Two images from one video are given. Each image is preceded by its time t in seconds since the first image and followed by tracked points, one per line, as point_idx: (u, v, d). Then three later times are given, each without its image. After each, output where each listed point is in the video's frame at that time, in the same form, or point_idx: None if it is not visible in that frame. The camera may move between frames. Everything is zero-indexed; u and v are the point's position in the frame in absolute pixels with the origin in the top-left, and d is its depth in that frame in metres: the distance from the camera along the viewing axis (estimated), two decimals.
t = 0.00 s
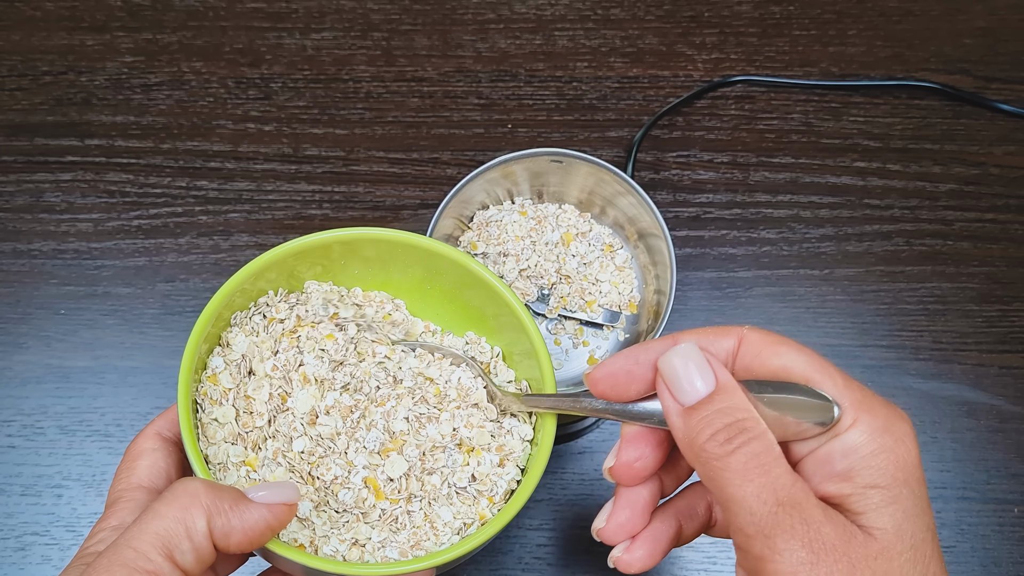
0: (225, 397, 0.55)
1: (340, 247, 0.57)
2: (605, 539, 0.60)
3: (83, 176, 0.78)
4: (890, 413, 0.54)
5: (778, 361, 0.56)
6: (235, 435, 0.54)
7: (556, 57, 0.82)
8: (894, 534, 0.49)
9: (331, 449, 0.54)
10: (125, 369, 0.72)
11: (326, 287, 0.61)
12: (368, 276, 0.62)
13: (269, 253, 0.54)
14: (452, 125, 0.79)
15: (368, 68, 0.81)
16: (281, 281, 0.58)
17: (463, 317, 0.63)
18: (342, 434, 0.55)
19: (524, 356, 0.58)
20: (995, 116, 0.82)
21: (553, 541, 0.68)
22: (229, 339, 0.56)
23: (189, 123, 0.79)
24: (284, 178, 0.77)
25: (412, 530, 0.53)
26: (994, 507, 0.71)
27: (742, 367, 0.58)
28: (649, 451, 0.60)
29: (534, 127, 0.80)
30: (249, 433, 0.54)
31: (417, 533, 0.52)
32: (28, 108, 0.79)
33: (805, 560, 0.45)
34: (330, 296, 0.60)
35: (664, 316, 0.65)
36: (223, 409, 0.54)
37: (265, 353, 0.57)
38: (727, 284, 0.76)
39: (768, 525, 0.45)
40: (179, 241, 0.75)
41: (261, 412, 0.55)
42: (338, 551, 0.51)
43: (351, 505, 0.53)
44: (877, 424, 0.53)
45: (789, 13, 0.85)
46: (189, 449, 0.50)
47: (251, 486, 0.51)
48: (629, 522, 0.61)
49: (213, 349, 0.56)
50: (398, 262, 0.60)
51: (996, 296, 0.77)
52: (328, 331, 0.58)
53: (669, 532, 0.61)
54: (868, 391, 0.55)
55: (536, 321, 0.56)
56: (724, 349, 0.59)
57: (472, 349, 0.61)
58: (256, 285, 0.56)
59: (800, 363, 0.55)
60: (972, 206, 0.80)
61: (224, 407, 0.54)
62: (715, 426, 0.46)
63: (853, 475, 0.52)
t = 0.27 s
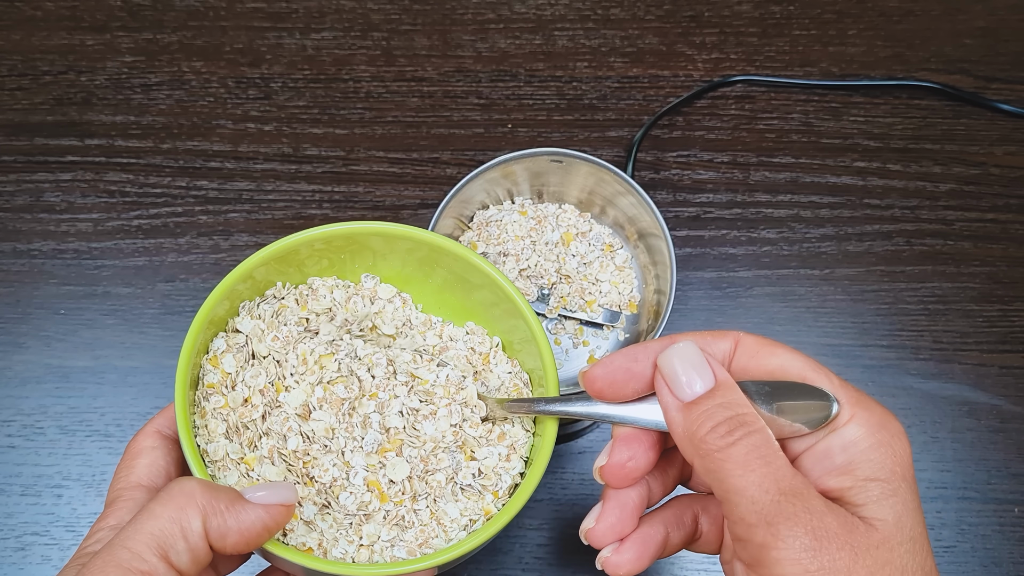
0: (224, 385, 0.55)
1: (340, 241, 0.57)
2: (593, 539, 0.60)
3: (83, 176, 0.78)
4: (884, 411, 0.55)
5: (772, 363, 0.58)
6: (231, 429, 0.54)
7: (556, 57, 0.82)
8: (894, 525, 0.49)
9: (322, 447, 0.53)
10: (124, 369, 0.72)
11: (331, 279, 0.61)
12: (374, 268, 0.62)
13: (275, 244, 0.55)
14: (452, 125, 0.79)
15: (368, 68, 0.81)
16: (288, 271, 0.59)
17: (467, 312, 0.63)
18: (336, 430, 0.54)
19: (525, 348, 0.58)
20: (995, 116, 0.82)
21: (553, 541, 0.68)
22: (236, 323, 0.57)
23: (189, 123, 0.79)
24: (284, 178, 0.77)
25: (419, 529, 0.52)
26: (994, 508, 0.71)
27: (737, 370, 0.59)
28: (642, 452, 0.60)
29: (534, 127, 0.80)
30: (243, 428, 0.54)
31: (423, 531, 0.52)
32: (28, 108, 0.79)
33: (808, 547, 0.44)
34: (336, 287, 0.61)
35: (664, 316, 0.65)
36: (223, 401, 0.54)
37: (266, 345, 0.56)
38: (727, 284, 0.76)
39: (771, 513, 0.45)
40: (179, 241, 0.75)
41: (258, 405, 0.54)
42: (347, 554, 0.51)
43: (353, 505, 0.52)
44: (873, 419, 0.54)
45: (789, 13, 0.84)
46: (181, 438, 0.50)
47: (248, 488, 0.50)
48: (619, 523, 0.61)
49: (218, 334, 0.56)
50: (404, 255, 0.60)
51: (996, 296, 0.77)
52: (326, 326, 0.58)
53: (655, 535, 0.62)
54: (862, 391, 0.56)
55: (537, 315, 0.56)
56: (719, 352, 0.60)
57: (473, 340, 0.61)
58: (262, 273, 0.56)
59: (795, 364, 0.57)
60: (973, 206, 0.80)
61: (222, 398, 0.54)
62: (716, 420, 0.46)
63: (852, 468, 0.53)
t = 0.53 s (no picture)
0: (228, 388, 0.55)
1: (341, 245, 0.58)
2: (610, 516, 0.60)
3: (83, 176, 0.78)
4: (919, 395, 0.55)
5: (806, 345, 0.57)
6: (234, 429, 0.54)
7: (556, 57, 0.82)
8: (930, 512, 0.49)
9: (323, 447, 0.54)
10: (124, 369, 0.72)
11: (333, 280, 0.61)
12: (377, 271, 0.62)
13: (276, 248, 0.55)
14: (452, 125, 0.79)
15: (368, 68, 0.81)
16: (290, 275, 0.59)
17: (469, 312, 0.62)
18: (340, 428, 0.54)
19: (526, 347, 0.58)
20: (995, 116, 0.82)
21: (553, 541, 0.68)
22: (240, 326, 0.57)
23: (189, 123, 0.79)
24: (284, 179, 0.77)
25: (419, 528, 0.53)
26: (994, 508, 0.71)
27: (768, 350, 0.59)
28: (667, 431, 0.59)
29: (533, 127, 0.80)
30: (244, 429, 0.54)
31: (423, 531, 0.53)
32: (28, 108, 0.79)
33: (842, 531, 0.44)
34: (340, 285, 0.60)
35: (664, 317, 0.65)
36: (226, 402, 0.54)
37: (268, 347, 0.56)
38: (727, 285, 0.76)
39: (805, 495, 0.44)
40: (179, 241, 0.75)
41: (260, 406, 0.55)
42: (347, 554, 0.51)
43: (354, 504, 0.52)
44: (910, 405, 0.53)
45: (789, 13, 0.84)
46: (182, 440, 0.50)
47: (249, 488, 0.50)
48: (639, 502, 0.60)
49: (224, 338, 0.57)
50: (405, 258, 0.60)
51: (996, 296, 0.77)
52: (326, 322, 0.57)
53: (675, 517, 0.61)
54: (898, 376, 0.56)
55: (534, 314, 0.56)
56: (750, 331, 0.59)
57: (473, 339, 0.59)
58: (264, 276, 0.57)
59: (829, 346, 0.57)
60: (972, 206, 0.80)
61: (225, 399, 0.54)
62: (750, 396, 0.47)
63: (888, 453, 0.52)
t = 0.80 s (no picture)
0: (232, 390, 0.55)
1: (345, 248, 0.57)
2: (647, 481, 0.61)
3: (83, 176, 0.78)
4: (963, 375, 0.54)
5: (852, 321, 0.57)
6: (239, 430, 0.54)
7: (556, 57, 0.82)
8: (974, 491, 0.49)
9: (327, 449, 0.54)
10: (124, 369, 0.72)
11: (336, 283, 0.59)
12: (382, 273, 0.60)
13: (279, 250, 0.55)
14: (452, 125, 0.79)
15: (368, 68, 0.81)
16: (295, 277, 0.58)
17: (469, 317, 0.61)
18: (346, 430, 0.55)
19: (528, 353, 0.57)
20: (995, 116, 0.82)
21: (554, 541, 0.68)
22: (246, 328, 0.57)
23: (189, 123, 0.79)
24: (284, 178, 0.77)
25: (423, 529, 0.52)
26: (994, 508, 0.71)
27: (814, 324, 0.59)
28: (708, 400, 0.59)
29: (534, 127, 0.80)
30: (249, 430, 0.54)
31: (425, 533, 0.52)
32: (28, 108, 0.79)
33: (887, 505, 0.44)
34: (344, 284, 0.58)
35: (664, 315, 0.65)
36: (229, 404, 0.54)
37: (274, 349, 0.57)
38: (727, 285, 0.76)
39: (850, 467, 0.44)
40: (179, 241, 0.75)
41: (265, 408, 0.55)
42: (349, 555, 0.51)
43: (356, 502, 0.53)
44: (956, 385, 0.53)
45: (789, 13, 0.85)
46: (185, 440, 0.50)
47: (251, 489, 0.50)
48: (677, 469, 0.61)
49: (228, 339, 0.57)
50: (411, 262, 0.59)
51: (996, 297, 0.77)
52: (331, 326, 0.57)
53: (712, 487, 0.61)
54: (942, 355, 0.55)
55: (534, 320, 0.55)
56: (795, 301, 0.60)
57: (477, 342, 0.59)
58: (269, 278, 0.56)
59: (877, 321, 0.56)
60: (972, 206, 0.80)
61: (229, 400, 0.54)
62: (798, 366, 0.46)
63: (934, 430, 0.52)
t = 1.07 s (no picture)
0: (226, 388, 0.55)
1: (340, 249, 0.58)
2: (709, 424, 0.61)
3: (83, 176, 0.78)
4: None
5: (930, 286, 0.57)
6: (232, 428, 0.54)
7: (556, 57, 0.82)
8: None
9: (319, 447, 0.55)
10: (125, 369, 0.72)
11: (329, 282, 0.60)
12: (377, 275, 0.61)
13: (276, 249, 0.55)
14: (452, 125, 0.79)
15: (368, 68, 0.81)
16: (290, 276, 0.59)
17: (461, 319, 0.61)
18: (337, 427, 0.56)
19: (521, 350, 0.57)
20: (995, 116, 0.82)
21: (553, 541, 0.68)
22: (240, 326, 0.57)
23: (189, 123, 0.79)
24: (284, 178, 0.77)
25: (414, 528, 0.52)
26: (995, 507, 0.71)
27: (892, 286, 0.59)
28: (780, 350, 0.59)
29: (534, 127, 0.80)
30: (241, 428, 0.54)
31: (417, 532, 0.52)
32: (28, 108, 0.79)
33: (950, 465, 0.43)
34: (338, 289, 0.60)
35: (665, 317, 0.64)
36: (223, 402, 0.55)
37: (268, 348, 0.57)
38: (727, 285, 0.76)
39: (917, 424, 0.43)
40: (178, 241, 0.75)
41: (258, 406, 0.56)
42: (341, 554, 0.51)
43: (349, 500, 0.53)
44: None
45: (789, 13, 0.84)
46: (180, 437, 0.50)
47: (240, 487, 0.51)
48: (741, 416, 0.61)
49: (223, 337, 0.57)
50: (405, 268, 0.60)
51: (997, 296, 0.77)
52: (326, 325, 0.59)
53: (771, 439, 0.62)
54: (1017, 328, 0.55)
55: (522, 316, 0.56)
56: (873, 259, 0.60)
57: (468, 343, 0.60)
58: (263, 277, 0.56)
59: (957, 289, 0.56)
60: (972, 206, 0.80)
61: (223, 397, 0.55)
62: (876, 321, 0.46)
63: (1004, 398, 0.51)
